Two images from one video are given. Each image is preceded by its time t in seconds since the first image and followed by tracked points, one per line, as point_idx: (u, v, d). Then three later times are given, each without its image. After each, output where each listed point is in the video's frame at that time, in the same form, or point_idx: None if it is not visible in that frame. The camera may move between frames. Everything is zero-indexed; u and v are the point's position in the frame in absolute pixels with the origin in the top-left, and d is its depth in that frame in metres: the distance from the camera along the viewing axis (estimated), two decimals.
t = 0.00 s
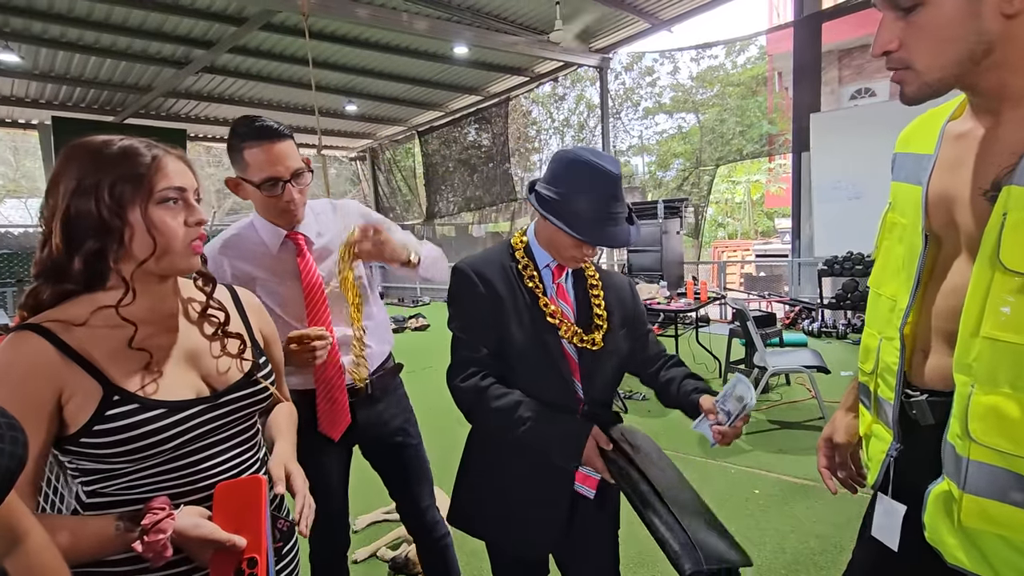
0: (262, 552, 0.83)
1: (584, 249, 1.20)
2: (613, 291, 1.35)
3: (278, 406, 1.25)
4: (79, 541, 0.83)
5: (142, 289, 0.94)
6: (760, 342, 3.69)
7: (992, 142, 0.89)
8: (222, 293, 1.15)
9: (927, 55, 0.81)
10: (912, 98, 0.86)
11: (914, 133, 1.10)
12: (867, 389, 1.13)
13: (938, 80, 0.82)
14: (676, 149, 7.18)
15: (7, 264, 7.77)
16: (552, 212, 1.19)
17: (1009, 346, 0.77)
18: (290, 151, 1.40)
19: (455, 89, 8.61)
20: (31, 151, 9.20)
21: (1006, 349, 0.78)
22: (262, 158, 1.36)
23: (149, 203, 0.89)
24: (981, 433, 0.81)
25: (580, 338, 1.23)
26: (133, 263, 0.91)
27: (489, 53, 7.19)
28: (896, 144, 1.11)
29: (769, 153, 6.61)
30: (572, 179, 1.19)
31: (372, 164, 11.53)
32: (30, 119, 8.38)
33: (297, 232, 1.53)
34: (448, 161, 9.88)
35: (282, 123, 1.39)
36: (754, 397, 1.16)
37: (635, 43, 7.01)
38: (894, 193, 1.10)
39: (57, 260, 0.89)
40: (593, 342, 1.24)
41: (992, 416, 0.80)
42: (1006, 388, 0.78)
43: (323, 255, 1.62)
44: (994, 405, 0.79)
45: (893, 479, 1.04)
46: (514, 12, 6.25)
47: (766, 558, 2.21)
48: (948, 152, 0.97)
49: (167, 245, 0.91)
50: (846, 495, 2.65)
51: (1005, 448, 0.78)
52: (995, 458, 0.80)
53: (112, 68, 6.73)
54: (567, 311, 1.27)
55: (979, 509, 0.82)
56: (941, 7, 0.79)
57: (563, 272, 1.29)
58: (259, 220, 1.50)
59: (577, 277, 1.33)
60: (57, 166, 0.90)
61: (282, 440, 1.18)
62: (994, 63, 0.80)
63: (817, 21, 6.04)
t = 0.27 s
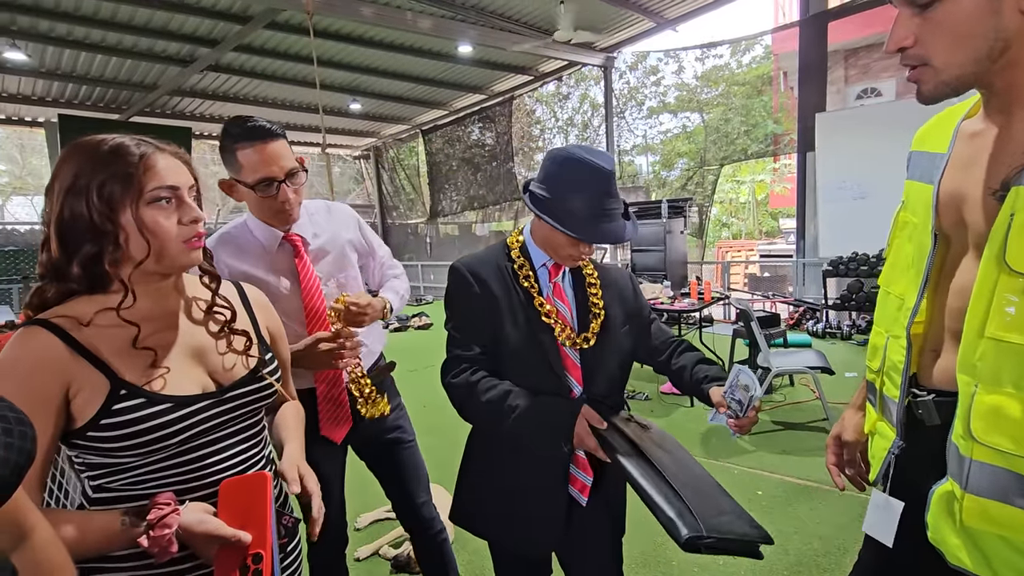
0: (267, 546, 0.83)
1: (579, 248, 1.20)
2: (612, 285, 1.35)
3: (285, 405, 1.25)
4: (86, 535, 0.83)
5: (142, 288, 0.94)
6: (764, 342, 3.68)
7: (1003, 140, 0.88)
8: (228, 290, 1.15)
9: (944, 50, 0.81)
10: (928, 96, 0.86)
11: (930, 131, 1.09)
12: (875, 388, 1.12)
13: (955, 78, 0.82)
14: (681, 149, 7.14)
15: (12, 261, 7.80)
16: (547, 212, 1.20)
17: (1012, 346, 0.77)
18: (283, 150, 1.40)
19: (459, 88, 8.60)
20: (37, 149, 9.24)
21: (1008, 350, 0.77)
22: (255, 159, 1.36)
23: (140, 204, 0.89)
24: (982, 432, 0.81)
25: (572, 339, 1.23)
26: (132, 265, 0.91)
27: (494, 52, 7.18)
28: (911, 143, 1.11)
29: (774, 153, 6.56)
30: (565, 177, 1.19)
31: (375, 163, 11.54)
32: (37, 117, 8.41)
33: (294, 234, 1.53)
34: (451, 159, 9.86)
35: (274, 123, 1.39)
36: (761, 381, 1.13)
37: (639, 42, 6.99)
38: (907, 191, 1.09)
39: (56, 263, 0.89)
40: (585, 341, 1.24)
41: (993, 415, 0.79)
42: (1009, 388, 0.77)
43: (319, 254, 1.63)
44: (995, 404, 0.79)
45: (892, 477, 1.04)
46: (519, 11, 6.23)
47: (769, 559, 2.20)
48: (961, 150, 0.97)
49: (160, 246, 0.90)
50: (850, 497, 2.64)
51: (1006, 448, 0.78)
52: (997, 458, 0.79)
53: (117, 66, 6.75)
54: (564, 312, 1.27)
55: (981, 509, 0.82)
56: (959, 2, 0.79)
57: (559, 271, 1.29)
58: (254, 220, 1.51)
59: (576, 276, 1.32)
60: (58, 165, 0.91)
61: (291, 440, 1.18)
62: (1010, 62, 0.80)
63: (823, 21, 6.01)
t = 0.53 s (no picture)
0: (275, 541, 0.85)
1: (578, 245, 1.19)
2: (613, 284, 1.35)
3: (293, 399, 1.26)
4: (93, 529, 0.84)
5: (145, 284, 0.95)
6: (769, 343, 3.67)
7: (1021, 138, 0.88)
8: (237, 286, 1.16)
9: (966, 45, 0.83)
10: (947, 91, 0.88)
11: (949, 131, 1.09)
12: (887, 387, 1.11)
13: (975, 74, 0.84)
14: (686, 148, 7.12)
15: (18, 257, 7.84)
16: (544, 209, 1.20)
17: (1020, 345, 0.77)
18: (283, 144, 1.40)
19: (464, 87, 8.59)
20: (45, 146, 9.29)
21: (1012, 348, 0.78)
22: (257, 155, 1.36)
23: (136, 205, 0.89)
24: (990, 432, 0.80)
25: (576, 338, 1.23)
26: (136, 263, 0.91)
27: (499, 51, 7.18)
28: (930, 142, 1.10)
29: (780, 153, 6.53)
30: (562, 174, 1.19)
31: (380, 161, 11.56)
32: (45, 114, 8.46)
33: (295, 233, 1.53)
34: (456, 158, 9.87)
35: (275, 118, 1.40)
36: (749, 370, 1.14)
37: (645, 42, 6.98)
38: (925, 190, 1.08)
39: (59, 263, 0.90)
40: (591, 338, 1.24)
41: (1000, 414, 0.79)
42: (1017, 387, 0.77)
43: (321, 253, 1.63)
44: (1003, 404, 0.78)
45: (905, 478, 1.03)
46: (524, 10, 6.23)
47: (773, 560, 2.20)
48: (979, 150, 0.97)
49: (158, 245, 0.91)
50: (855, 499, 2.63)
51: (1011, 447, 0.77)
52: (1002, 458, 0.78)
53: (124, 63, 6.78)
54: (568, 310, 1.27)
55: (986, 509, 0.81)
56: None
57: (563, 269, 1.29)
58: (255, 219, 1.50)
59: (578, 274, 1.32)
60: (61, 161, 0.92)
61: (301, 434, 1.19)
62: None
63: (830, 20, 5.99)
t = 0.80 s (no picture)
0: (285, 537, 0.86)
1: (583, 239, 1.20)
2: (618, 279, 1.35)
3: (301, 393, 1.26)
4: (103, 520, 0.86)
5: (154, 281, 0.96)
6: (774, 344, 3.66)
7: None
8: (248, 282, 1.17)
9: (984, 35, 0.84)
10: (959, 82, 0.90)
11: (964, 131, 1.09)
12: (896, 388, 1.11)
13: (990, 66, 0.85)
14: (691, 149, 7.10)
15: (27, 253, 7.91)
16: (549, 202, 1.21)
17: None
18: (297, 140, 1.43)
19: (470, 86, 8.60)
20: (53, 143, 9.34)
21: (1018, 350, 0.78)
22: (273, 151, 1.38)
23: (144, 203, 0.90)
24: (1000, 432, 0.80)
25: (583, 335, 1.25)
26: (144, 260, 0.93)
27: (505, 50, 7.18)
28: (944, 143, 1.10)
29: (786, 154, 6.52)
30: (565, 168, 1.19)
31: (385, 160, 11.58)
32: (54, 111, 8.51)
33: (308, 230, 1.54)
34: (461, 157, 9.89)
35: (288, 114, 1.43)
36: (777, 316, 1.20)
37: (651, 42, 6.97)
38: (937, 190, 1.08)
39: (70, 259, 0.92)
40: (600, 332, 1.26)
41: (1010, 415, 0.79)
42: None
43: (333, 251, 1.64)
44: (1013, 405, 0.78)
45: (918, 478, 1.03)
46: (531, 10, 6.23)
47: (778, 561, 2.19)
48: (993, 151, 0.96)
49: (166, 244, 0.92)
50: (860, 501, 2.62)
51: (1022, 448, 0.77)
52: (1013, 458, 0.78)
53: (133, 61, 6.82)
54: (574, 306, 1.28)
55: (993, 509, 0.82)
56: None
57: (570, 266, 1.30)
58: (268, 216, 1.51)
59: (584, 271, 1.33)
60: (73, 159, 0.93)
61: (303, 426, 1.19)
62: None
63: (837, 20, 5.96)
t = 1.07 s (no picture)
0: (288, 538, 0.86)
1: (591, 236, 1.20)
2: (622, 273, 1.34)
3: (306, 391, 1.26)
4: (112, 517, 0.86)
5: (158, 278, 0.96)
6: (779, 346, 3.65)
7: None
8: (254, 280, 1.16)
9: (1004, 34, 0.86)
10: (976, 82, 0.92)
11: (973, 133, 1.08)
12: (904, 390, 1.10)
13: (1008, 66, 0.87)
14: (696, 150, 7.08)
15: (33, 250, 7.96)
16: (557, 200, 1.20)
17: None
18: (322, 137, 1.43)
19: (475, 86, 8.59)
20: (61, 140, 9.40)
21: None
22: (297, 147, 1.38)
23: (147, 200, 0.90)
24: (1012, 434, 0.79)
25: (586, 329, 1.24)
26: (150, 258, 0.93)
27: (511, 50, 7.18)
28: (953, 145, 1.09)
29: (791, 155, 6.48)
30: (571, 166, 1.19)
31: (390, 159, 11.60)
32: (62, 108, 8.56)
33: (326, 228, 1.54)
34: (466, 157, 9.88)
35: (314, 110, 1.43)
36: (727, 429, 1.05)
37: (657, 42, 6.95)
38: (947, 192, 1.07)
39: (75, 257, 0.93)
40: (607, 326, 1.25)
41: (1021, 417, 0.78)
42: None
43: (350, 250, 1.63)
44: None
45: (921, 479, 1.02)
46: (537, 9, 6.22)
47: (783, 564, 2.18)
48: (1005, 151, 0.95)
49: (168, 241, 0.92)
50: (865, 504, 2.60)
51: None
52: None
53: (141, 59, 6.85)
54: (580, 302, 1.29)
55: (1005, 512, 0.81)
56: None
57: (574, 264, 1.30)
58: (290, 213, 1.51)
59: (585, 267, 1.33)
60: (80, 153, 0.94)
61: (308, 426, 1.19)
62: None
63: (845, 22, 5.94)
